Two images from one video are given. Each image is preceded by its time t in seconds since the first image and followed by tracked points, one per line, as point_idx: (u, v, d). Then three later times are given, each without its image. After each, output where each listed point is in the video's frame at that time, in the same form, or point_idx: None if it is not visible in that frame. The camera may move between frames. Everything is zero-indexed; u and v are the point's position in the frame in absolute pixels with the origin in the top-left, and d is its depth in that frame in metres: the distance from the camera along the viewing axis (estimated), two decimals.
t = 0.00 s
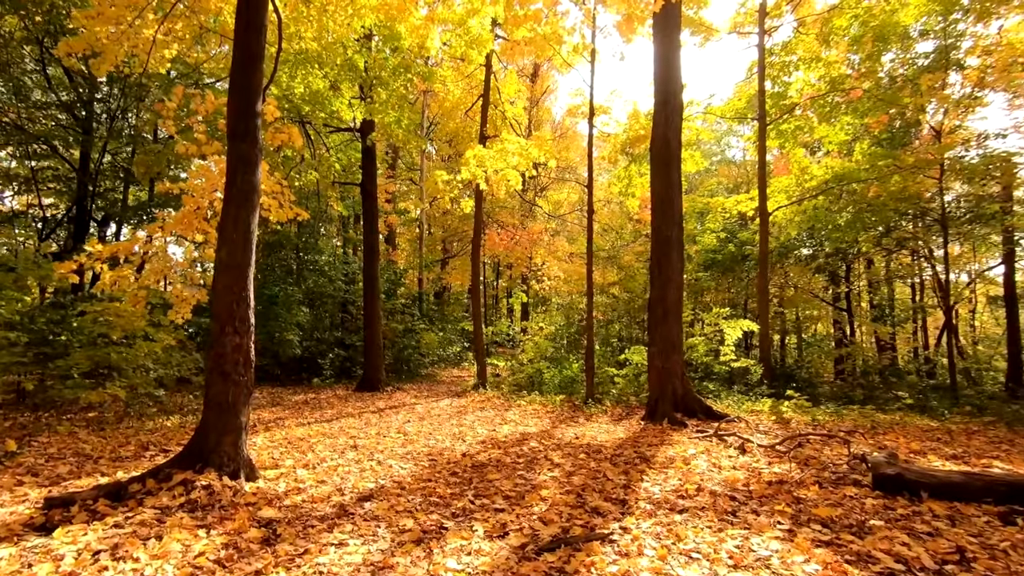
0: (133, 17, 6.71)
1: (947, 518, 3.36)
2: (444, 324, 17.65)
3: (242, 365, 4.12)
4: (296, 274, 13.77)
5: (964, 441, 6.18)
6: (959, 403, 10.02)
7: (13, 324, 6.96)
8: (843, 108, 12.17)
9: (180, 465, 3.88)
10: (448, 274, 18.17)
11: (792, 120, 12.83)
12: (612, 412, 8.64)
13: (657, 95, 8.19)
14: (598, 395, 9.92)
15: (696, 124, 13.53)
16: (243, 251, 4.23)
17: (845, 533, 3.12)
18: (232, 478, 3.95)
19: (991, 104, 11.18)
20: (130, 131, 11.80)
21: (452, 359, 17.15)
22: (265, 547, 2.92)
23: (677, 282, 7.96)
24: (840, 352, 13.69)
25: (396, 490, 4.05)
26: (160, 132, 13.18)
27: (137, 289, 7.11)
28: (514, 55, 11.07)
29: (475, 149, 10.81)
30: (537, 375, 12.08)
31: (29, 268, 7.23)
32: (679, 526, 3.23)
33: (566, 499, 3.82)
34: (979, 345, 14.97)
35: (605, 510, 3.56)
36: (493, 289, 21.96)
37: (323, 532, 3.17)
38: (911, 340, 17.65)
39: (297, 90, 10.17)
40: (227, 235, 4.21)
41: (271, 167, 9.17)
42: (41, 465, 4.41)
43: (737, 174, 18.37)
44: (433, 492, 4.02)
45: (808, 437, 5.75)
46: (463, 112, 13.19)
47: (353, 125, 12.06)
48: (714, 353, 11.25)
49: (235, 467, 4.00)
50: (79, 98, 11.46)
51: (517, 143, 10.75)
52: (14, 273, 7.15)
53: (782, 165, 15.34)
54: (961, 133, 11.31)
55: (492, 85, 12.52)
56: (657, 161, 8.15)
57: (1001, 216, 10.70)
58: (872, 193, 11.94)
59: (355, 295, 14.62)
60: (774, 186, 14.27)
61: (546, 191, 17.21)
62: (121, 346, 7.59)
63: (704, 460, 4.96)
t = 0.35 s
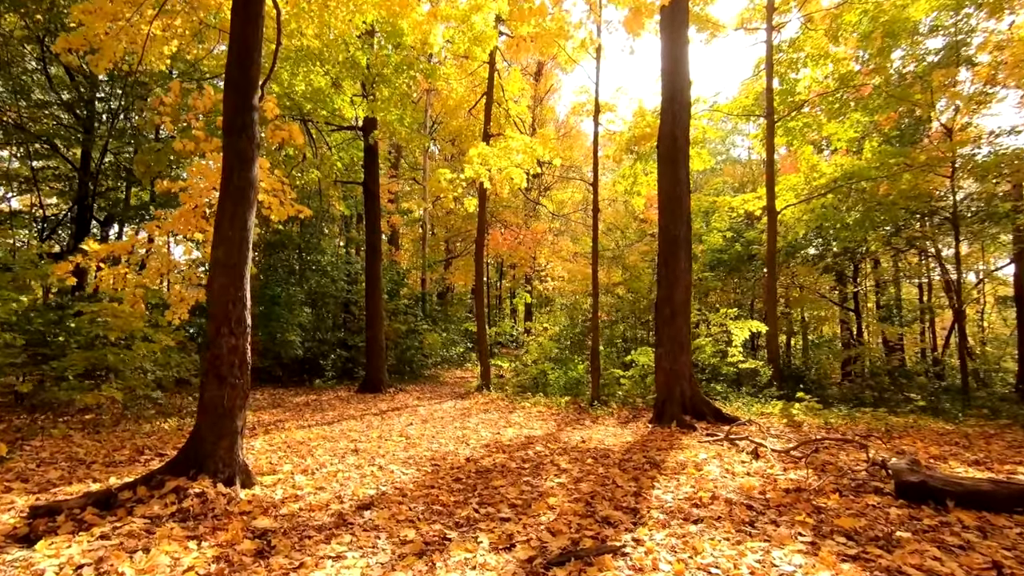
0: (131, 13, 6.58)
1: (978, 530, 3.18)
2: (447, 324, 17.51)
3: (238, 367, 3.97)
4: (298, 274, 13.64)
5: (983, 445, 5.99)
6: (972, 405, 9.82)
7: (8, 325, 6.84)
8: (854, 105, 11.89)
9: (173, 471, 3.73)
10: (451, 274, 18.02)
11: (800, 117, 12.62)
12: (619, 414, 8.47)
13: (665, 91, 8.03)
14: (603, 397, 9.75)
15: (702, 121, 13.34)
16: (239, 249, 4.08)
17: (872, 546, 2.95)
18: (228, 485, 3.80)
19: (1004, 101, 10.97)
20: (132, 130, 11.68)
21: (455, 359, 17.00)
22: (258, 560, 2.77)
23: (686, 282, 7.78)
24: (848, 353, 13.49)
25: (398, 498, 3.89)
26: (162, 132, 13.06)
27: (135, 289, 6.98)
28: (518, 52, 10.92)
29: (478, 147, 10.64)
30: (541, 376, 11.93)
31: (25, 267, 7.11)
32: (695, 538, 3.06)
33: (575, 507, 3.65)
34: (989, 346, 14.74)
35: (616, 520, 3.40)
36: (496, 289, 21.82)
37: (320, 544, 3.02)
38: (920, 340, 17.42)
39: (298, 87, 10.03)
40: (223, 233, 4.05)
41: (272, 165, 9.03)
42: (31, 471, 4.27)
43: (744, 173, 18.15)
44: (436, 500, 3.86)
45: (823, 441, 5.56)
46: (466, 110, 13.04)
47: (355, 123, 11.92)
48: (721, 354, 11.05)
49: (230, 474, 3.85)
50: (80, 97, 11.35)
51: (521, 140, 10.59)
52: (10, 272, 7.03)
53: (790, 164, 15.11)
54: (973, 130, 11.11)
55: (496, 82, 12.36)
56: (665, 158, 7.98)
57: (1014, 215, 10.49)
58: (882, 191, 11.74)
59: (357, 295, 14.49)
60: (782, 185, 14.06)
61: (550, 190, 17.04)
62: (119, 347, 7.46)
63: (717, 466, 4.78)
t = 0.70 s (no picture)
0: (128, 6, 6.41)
1: (1019, 542, 2.96)
2: (451, 324, 17.35)
3: (232, 367, 3.79)
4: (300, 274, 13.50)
5: (1008, 449, 5.75)
6: (987, 406, 9.58)
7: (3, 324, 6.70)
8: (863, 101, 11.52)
9: (164, 477, 3.56)
10: (455, 274, 17.86)
11: (810, 112, 12.36)
12: (626, 415, 8.26)
13: (674, 85, 7.82)
14: (610, 398, 9.54)
15: (710, 117, 13.10)
16: (234, 243, 3.91)
17: (906, 560, 2.74)
18: (221, 490, 3.63)
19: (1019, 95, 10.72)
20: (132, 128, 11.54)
21: (459, 360, 16.84)
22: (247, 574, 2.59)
23: (695, 279, 7.58)
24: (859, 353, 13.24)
25: (399, 504, 3.71)
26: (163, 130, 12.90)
27: (132, 287, 6.83)
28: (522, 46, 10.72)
29: (482, 142, 10.38)
30: (546, 376, 11.75)
31: (20, 267, 6.97)
32: (715, 550, 2.86)
33: (585, 515, 3.46)
34: (1003, 346, 14.45)
35: (629, 530, 3.20)
36: (500, 289, 21.66)
37: (314, 555, 2.83)
38: (930, 340, 17.15)
39: (300, 83, 9.87)
40: (216, 227, 3.88)
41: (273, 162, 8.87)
42: (20, 475, 4.11)
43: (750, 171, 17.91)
44: (439, 507, 3.67)
45: (842, 445, 5.34)
46: (470, 107, 12.86)
47: (357, 120, 11.75)
48: (730, 355, 10.83)
49: (224, 478, 3.68)
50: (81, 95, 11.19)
51: (526, 136, 10.40)
52: (5, 271, 6.90)
53: (799, 161, 14.86)
54: (987, 126, 10.86)
55: (500, 79, 12.18)
56: (675, 153, 7.77)
57: None
58: (894, 189, 11.51)
59: (360, 295, 14.34)
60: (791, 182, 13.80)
61: (554, 188, 16.84)
62: (116, 346, 7.32)
63: (732, 470, 4.58)
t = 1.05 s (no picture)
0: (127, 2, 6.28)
1: None
2: (456, 325, 17.20)
3: (228, 372, 3.64)
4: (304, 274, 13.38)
5: None
6: (1007, 410, 9.31)
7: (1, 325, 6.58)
8: (876, 98, 11.24)
9: (156, 487, 3.41)
10: (460, 274, 17.71)
11: (821, 109, 12.12)
12: (636, 419, 8.07)
13: (684, 80, 7.62)
14: (618, 401, 9.34)
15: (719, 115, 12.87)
16: (230, 243, 3.75)
17: None
18: (216, 501, 3.48)
19: None
20: (136, 127, 11.43)
21: (464, 361, 16.68)
22: None
23: (706, 279, 7.39)
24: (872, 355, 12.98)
25: (402, 516, 3.54)
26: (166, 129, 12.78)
27: (132, 288, 6.70)
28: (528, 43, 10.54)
29: (488, 139, 10.17)
30: (553, 378, 11.57)
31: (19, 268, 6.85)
32: (737, 570, 2.68)
33: (597, 529, 3.28)
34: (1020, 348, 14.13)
35: (644, 546, 3.02)
36: (505, 290, 21.49)
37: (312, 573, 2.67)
38: (942, 341, 16.86)
39: (303, 81, 9.73)
40: (212, 226, 3.73)
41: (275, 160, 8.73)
42: (10, 484, 3.96)
43: (759, 169, 17.66)
44: (443, 519, 3.50)
45: (862, 453, 5.13)
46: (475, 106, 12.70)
47: (361, 119, 11.62)
48: (741, 357, 10.60)
49: (219, 489, 3.52)
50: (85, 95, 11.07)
51: (532, 134, 10.22)
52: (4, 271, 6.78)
53: (810, 159, 14.60)
54: (1005, 121, 10.57)
55: (505, 77, 12.00)
56: (685, 150, 7.57)
57: None
58: (908, 187, 11.26)
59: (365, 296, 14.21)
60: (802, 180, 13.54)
61: (561, 188, 16.65)
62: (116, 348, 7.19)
63: (749, 480, 4.39)
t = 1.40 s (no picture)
0: None
1: None
2: (463, 326, 17.07)
3: (227, 375, 3.52)
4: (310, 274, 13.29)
5: None
6: None
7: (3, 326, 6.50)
8: (891, 93, 10.97)
9: (152, 494, 3.28)
10: (466, 274, 17.58)
11: (834, 106, 11.91)
12: (646, 422, 7.89)
13: (695, 76, 7.44)
14: (627, 403, 9.18)
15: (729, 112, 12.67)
16: (230, 242, 3.64)
17: None
18: (214, 508, 3.35)
19: None
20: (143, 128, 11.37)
21: (471, 362, 16.54)
22: None
23: (719, 279, 7.22)
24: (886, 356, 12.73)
25: (407, 525, 3.41)
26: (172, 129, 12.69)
27: (136, 288, 6.62)
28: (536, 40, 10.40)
29: (495, 137, 10.05)
30: (561, 380, 11.41)
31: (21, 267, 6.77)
32: None
33: (610, 540, 3.12)
34: None
35: (661, 559, 2.86)
36: (512, 290, 21.34)
37: None
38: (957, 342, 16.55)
39: (308, 79, 9.63)
40: (210, 224, 3.60)
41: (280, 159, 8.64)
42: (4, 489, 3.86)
43: (769, 168, 17.42)
44: (450, 528, 3.36)
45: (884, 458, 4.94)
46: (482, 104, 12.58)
47: (367, 118, 11.51)
48: (753, 357, 10.40)
49: (217, 496, 3.40)
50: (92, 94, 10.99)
51: (539, 131, 10.08)
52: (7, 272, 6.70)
53: (821, 157, 14.36)
54: None
55: (512, 75, 11.86)
56: (697, 147, 7.41)
57: None
58: (923, 184, 11.02)
59: (371, 296, 14.12)
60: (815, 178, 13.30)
61: (568, 187, 16.49)
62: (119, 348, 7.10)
63: (768, 487, 4.22)
